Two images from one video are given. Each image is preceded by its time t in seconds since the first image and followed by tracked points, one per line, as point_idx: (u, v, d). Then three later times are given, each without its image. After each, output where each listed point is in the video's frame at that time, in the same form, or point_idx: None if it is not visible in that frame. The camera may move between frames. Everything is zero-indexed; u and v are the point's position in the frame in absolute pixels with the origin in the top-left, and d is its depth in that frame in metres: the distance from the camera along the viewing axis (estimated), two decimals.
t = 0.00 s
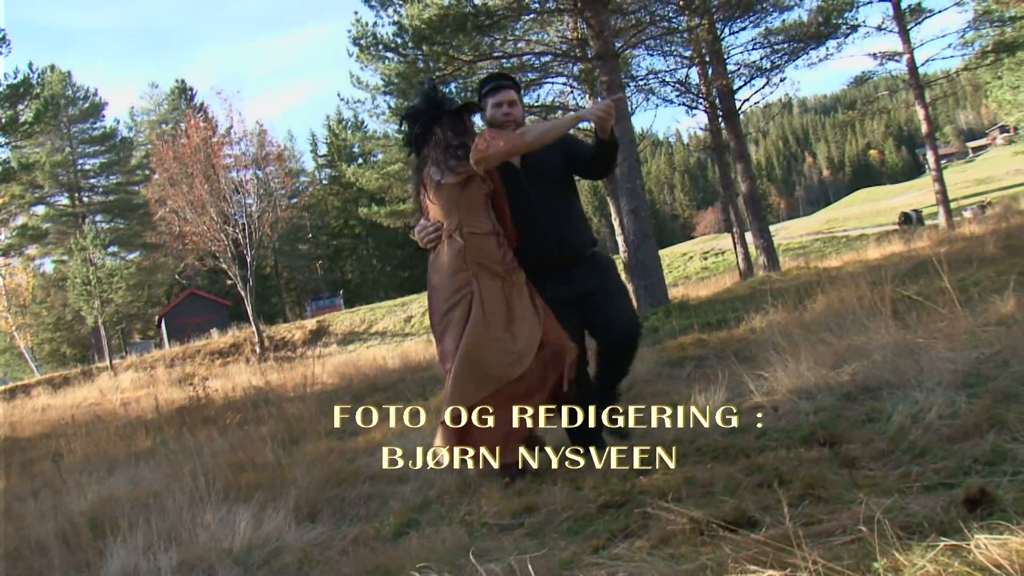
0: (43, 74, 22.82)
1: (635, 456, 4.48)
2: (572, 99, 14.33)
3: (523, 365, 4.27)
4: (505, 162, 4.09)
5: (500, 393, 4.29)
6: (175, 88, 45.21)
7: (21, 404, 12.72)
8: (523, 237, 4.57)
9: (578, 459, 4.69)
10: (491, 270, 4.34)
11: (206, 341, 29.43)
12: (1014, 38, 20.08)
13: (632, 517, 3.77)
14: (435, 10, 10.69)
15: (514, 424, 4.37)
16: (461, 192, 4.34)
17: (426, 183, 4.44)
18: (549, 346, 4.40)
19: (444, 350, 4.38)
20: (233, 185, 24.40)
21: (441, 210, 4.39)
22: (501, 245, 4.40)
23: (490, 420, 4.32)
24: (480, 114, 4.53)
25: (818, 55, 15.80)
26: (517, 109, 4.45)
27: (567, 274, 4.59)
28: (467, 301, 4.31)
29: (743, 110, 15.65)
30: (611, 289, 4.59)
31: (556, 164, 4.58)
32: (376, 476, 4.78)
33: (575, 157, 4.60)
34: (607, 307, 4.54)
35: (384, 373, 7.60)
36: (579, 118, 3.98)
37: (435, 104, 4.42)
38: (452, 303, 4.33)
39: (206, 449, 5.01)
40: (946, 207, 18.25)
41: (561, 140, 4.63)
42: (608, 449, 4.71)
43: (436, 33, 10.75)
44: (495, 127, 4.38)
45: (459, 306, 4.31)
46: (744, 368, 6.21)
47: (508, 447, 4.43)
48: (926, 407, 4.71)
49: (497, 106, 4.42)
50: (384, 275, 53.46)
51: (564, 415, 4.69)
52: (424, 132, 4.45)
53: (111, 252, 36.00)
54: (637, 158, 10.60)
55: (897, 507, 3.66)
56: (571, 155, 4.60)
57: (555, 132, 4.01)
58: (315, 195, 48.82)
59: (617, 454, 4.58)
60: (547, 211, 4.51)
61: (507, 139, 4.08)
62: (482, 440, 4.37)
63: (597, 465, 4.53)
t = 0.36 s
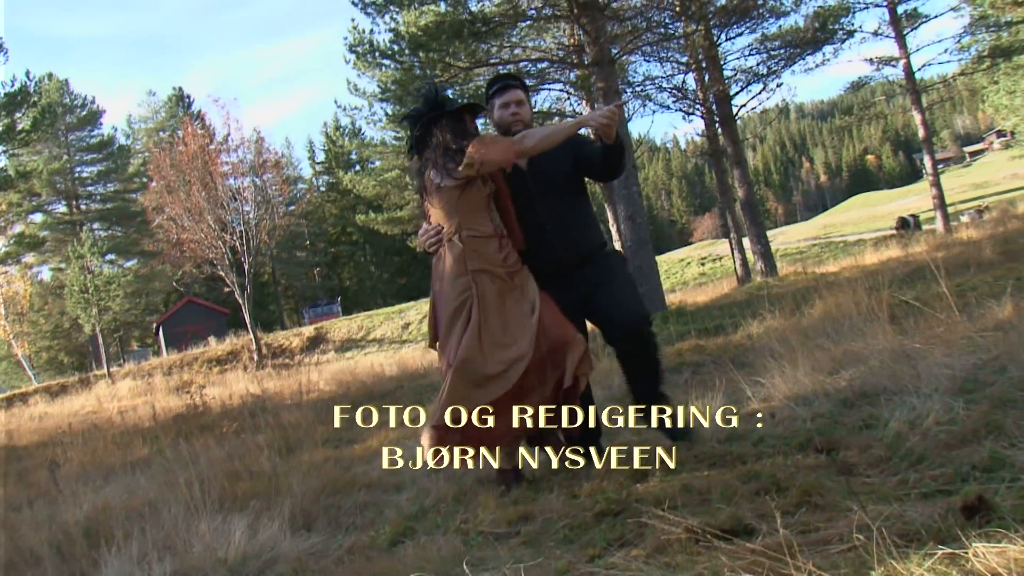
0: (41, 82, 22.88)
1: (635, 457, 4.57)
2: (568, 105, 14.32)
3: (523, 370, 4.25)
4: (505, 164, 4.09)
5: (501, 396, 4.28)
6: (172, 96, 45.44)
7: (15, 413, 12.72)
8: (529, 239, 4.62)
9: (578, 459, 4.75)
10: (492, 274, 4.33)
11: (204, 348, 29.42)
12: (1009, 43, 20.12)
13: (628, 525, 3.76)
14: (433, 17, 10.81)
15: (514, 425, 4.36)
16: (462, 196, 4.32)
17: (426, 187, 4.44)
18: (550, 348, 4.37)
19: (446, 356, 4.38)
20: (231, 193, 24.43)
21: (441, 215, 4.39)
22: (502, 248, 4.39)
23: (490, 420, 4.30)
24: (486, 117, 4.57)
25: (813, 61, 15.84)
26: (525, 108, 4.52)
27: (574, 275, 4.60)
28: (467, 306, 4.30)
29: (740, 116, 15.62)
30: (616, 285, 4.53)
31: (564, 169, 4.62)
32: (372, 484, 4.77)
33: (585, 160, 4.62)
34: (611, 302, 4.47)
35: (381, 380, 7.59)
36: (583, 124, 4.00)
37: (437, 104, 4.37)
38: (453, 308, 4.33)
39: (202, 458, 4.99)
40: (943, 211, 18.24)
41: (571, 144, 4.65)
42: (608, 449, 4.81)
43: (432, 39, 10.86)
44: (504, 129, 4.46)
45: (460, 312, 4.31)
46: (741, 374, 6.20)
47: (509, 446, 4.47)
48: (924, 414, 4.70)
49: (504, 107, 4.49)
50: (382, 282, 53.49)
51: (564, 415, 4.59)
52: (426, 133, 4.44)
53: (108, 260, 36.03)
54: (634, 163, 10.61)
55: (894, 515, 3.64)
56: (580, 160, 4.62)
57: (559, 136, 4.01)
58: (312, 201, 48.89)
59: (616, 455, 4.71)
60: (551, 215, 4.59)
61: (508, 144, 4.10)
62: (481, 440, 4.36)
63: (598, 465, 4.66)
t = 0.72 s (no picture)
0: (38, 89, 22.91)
1: (635, 458, 4.72)
2: (565, 110, 14.35)
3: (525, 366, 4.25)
4: (504, 161, 4.16)
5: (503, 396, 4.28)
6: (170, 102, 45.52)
7: (11, 421, 12.73)
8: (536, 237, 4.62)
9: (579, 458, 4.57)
10: (496, 270, 4.38)
11: (202, 354, 29.43)
12: (1005, 46, 20.16)
13: (625, 531, 3.75)
14: (430, 22, 10.87)
15: (516, 425, 4.33)
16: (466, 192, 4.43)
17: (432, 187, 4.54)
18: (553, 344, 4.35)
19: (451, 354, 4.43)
20: (228, 199, 24.46)
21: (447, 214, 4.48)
22: (507, 246, 4.44)
23: (490, 420, 4.30)
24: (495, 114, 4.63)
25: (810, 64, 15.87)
26: (535, 101, 4.54)
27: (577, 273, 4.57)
28: (471, 303, 4.36)
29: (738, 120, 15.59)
30: (623, 289, 4.48)
31: (571, 163, 4.50)
32: (370, 490, 4.76)
33: (592, 156, 4.48)
34: (617, 307, 4.46)
35: (379, 385, 7.58)
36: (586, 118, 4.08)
37: (439, 102, 4.43)
38: (458, 305, 4.39)
39: (199, 465, 4.98)
40: (941, 214, 18.24)
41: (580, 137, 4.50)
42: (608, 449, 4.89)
43: (428, 43, 10.88)
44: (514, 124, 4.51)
45: (465, 308, 4.36)
46: (739, 378, 6.19)
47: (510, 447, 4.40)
48: (922, 418, 4.69)
49: (511, 100, 4.51)
50: (380, 287, 53.49)
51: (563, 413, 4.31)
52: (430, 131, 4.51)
53: (106, 266, 36.05)
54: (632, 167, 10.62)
55: (893, 521, 3.64)
56: (588, 154, 4.48)
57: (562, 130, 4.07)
58: (310, 207, 48.98)
59: (616, 456, 4.91)
60: (557, 213, 4.54)
61: (508, 140, 4.15)
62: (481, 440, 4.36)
63: (597, 465, 4.81)
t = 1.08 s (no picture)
0: (37, 95, 23.02)
1: (635, 458, 4.76)
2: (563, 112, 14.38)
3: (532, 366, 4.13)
4: (506, 160, 4.04)
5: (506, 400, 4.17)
6: (169, 106, 45.65)
7: (10, 426, 12.74)
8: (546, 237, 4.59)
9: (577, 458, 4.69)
10: (506, 269, 4.23)
11: (202, 357, 29.46)
12: (1004, 46, 20.13)
13: (623, 535, 3.75)
14: (429, 26, 10.89)
15: (514, 425, 4.23)
16: (473, 189, 4.23)
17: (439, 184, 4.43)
18: (560, 343, 4.27)
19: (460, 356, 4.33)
20: (228, 202, 24.53)
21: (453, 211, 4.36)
22: (517, 242, 4.30)
23: (490, 420, 4.21)
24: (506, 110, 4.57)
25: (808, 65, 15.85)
26: (547, 98, 4.52)
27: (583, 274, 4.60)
28: (480, 304, 4.23)
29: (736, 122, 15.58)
30: (628, 291, 4.50)
31: (581, 160, 4.53)
32: (369, 494, 4.77)
33: (603, 149, 4.49)
34: (623, 307, 4.48)
35: (378, 388, 7.58)
36: (590, 111, 3.85)
37: (445, 100, 4.31)
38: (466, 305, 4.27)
39: (198, 470, 4.99)
40: (941, 214, 18.20)
41: (591, 135, 4.51)
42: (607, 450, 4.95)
43: (426, 46, 10.90)
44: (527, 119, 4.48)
45: (473, 309, 4.25)
46: (738, 380, 6.17)
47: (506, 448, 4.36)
48: (921, 419, 4.69)
49: (520, 96, 4.48)
50: (380, 290, 53.51)
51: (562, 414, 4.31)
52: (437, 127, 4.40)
53: (106, 270, 36.12)
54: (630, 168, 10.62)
55: (892, 523, 3.63)
56: (597, 149, 4.49)
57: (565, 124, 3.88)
58: (309, 210, 49.04)
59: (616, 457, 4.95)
60: (565, 211, 4.55)
61: (513, 137, 4.04)
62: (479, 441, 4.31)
63: (597, 465, 4.88)
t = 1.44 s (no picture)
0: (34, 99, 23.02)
1: (635, 459, 4.78)
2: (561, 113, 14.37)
3: (537, 369, 4.11)
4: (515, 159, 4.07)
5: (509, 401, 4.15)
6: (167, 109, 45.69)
7: (7, 429, 12.74)
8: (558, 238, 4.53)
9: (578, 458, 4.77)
10: (511, 272, 4.24)
11: (202, 360, 29.48)
12: (1002, 45, 20.10)
13: (620, 539, 3.74)
14: (426, 27, 10.88)
15: (514, 425, 4.18)
16: (484, 188, 4.26)
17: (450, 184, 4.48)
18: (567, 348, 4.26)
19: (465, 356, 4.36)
20: (227, 205, 24.57)
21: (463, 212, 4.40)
22: (523, 245, 4.31)
23: (489, 420, 4.18)
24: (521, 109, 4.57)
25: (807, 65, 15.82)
26: (562, 95, 4.47)
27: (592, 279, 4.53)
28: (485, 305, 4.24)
29: (734, 122, 15.57)
30: (627, 295, 4.39)
31: (596, 158, 4.41)
32: (366, 497, 4.77)
33: (622, 149, 4.35)
34: (623, 310, 4.39)
35: (377, 390, 7.58)
36: (596, 110, 3.83)
37: (457, 98, 4.32)
38: (470, 305, 4.31)
39: (196, 473, 5.00)
40: (940, 213, 18.17)
41: (606, 133, 4.40)
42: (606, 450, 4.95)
43: (423, 47, 10.88)
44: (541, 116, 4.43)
45: (477, 309, 4.29)
46: (737, 382, 6.16)
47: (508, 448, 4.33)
48: (920, 420, 4.68)
49: (532, 94, 4.46)
50: (380, 292, 53.62)
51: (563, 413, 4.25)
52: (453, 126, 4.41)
53: (105, 273, 36.15)
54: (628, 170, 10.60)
55: (890, 526, 3.63)
56: (616, 149, 4.37)
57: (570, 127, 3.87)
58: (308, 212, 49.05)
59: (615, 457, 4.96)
60: (577, 212, 4.50)
61: (519, 138, 4.05)
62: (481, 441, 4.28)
63: (597, 465, 4.88)
